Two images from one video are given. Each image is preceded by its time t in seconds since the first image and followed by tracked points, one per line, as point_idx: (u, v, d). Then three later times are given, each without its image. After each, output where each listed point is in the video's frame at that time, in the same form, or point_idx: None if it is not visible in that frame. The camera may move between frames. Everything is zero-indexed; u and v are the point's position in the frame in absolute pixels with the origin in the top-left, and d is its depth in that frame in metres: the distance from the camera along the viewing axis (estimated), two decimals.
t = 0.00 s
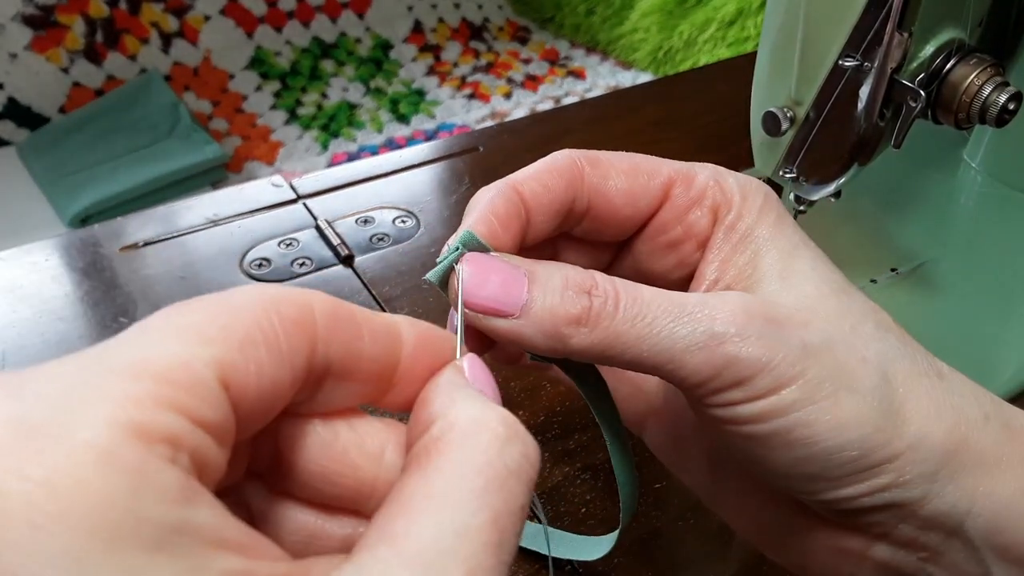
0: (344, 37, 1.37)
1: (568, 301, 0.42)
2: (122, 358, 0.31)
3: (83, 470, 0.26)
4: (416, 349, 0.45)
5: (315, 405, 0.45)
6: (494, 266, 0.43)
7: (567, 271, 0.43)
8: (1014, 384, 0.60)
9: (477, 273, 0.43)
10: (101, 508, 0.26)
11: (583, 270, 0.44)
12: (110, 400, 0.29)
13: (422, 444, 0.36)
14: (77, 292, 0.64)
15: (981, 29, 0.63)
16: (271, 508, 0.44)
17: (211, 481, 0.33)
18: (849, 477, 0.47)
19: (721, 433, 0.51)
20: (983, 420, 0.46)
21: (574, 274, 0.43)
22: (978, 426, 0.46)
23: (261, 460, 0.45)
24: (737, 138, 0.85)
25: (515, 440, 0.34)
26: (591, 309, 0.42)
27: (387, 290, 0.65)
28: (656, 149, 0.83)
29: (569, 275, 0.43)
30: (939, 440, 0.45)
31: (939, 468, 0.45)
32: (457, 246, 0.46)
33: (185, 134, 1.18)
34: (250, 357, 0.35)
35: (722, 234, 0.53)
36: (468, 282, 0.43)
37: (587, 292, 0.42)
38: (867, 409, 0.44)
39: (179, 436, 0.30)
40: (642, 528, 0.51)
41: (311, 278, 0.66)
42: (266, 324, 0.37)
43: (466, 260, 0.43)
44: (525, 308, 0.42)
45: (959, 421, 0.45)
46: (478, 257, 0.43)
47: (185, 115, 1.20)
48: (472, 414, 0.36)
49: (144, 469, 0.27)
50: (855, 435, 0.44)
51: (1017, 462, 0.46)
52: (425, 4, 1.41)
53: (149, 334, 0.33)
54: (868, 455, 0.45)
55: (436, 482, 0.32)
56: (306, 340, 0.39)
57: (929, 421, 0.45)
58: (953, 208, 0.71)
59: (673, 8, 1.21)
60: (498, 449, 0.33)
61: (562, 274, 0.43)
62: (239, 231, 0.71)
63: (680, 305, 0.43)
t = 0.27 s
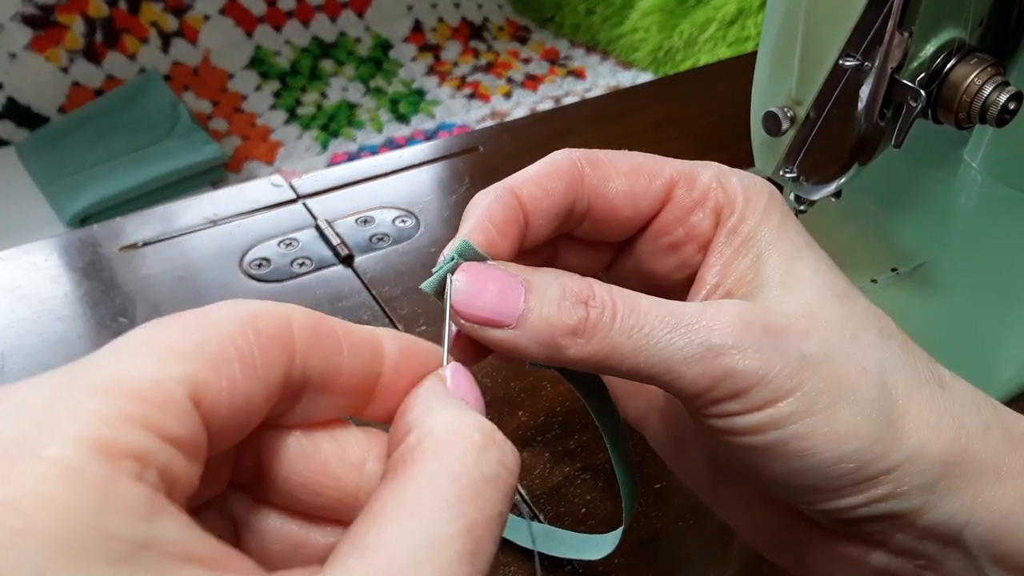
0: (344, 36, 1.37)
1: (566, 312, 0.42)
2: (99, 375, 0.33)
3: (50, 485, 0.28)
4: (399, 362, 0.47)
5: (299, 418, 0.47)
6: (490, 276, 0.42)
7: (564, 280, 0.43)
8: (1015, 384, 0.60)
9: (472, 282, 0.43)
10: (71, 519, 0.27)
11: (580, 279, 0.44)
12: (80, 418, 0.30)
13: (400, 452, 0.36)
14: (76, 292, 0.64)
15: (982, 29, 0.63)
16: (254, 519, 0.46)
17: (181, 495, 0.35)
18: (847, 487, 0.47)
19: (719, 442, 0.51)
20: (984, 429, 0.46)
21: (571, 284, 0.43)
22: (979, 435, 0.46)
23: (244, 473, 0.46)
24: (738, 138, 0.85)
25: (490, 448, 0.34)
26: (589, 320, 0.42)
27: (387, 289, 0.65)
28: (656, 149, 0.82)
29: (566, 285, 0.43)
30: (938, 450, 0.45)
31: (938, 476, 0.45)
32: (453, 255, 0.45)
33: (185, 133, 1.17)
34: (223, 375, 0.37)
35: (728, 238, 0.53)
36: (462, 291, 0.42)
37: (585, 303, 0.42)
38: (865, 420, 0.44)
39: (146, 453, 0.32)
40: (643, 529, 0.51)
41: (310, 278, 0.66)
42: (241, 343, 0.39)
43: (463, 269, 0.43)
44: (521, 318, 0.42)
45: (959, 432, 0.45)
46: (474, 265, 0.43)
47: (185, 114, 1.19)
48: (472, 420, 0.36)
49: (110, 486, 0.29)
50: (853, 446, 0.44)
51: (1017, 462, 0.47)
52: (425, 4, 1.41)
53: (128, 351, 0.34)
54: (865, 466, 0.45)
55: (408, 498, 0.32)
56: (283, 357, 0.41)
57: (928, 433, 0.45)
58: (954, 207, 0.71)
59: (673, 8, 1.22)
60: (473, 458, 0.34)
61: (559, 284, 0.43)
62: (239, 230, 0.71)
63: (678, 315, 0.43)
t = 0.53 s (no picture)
0: (344, 36, 1.36)
1: (565, 324, 0.42)
2: (104, 380, 0.31)
3: (65, 497, 0.26)
4: (401, 369, 0.46)
5: (300, 425, 0.46)
6: (490, 290, 0.43)
7: (564, 291, 0.43)
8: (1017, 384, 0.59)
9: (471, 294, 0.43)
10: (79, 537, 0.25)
11: (580, 290, 0.44)
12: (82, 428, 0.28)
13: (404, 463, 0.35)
14: (76, 292, 0.64)
15: (982, 29, 0.63)
16: (259, 525, 0.46)
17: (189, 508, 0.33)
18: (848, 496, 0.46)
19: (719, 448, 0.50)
20: (987, 439, 0.45)
21: (571, 296, 0.43)
22: (982, 446, 0.45)
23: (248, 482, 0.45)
24: (737, 138, 0.84)
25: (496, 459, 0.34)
26: (587, 330, 0.42)
27: (387, 289, 0.65)
28: (656, 149, 0.82)
29: (566, 297, 0.43)
30: (941, 459, 0.44)
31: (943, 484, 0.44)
32: (450, 267, 0.45)
33: (185, 134, 1.18)
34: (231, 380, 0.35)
35: (734, 244, 0.52)
36: (463, 305, 0.43)
37: (584, 314, 0.42)
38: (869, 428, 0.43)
39: (155, 462, 0.30)
40: (642, 529, 0.51)
41: (310, 278, 0.66)
42: (246, 346, 0.37)
43: (463, 281, 0.43)
44: (520, 330, 0.42)
45: (962, 442, 0.45)
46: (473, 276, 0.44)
47: (185, 115, 1.20)
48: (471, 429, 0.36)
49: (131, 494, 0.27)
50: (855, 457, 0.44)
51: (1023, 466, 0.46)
52: (425, 3, 1.40)
53: (131, 356, 0.32)
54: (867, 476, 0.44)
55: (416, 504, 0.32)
56: (289, 362, 0.40)
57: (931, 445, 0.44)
58: (954, 207, 0.71)
59: (673, 8, 1.22)
60: (478, 467, 0.33)
61: (559, 295, 0.43)
62: (238, 231, 0.70)
63: (677, 326, 0.43)
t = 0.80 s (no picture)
0: (344, 36, 1.36)
1: (555, 331, 0.42)
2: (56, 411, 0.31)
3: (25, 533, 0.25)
4: (382, 379, 0.48)
5: (276, 435, 0.46)
6: (477, 294, 0.42)
7: (556, 297, 0.43)
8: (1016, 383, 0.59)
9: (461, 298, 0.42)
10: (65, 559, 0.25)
11: (570, 297, 0.43)
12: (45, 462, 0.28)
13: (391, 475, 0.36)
14: (76, 292, 0.64)
15: (982, 29, 0.63)
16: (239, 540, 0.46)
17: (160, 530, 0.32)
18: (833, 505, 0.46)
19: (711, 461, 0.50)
20: (976, 451, 0.46)
21: (562, 303, 0.43)
22: (971, 458, 0.45)
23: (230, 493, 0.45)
24: (737, 138, 0.85)
25: (482, 475, 0.34)
26: (576, 339, 0.42)
27: (387, 289, 0.65)
28: (656, 149, 0.83)
29: (556, 304, 0.42)
30: (928, 471, 0.44)
31: (928, 493, 0.45)
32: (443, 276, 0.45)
33: (185, 134, 1.18)
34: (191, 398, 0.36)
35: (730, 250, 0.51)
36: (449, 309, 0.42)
37: (574, 321, 0.42)
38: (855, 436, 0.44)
39: (115, 492, 0.29)
40: (642, 529, 0.51)
41: (310, 278, 0.66)
42: (204, 363, 0.37)
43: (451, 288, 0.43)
44: (509, 336, 0.42)
45: (950, 455, 0.45)
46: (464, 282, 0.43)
47: (185, 114, 1.20)
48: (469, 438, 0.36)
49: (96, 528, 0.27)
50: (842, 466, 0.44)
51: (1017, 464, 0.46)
52: (425, 3, 1.40)
53: (86, 383, 0.33)
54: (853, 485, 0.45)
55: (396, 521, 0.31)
56: (252, 376, 0.40)
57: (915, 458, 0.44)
58: (954, 207, 0.71)
59: (673, 8, 1.22)
60: (466, 484, 0.34)
61: (550, 301, 0.42)
62: (239, 231, 0.71)
63: (664, 335, 0.43)
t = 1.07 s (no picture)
0: (344, 36, 1.37)
1: (555, 345, 0.42)
2: (105, 416, 0.31)
3: (64, 534, 0.26)
4: (398, 398, 0.47)
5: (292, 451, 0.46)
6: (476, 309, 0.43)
7: (556, 310, 0.43)
8: (1016, 383, 0.59)
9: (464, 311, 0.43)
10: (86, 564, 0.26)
11: (572, 309, 0.44)
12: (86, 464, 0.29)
13: (403, 490, 0.36)
14: (77, 292, 0.65)
15: (981, 29, 0.63)
16: (259, 553, 0.46)
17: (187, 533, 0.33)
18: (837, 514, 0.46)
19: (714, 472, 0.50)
20: (979, 461, 0.46)
21: (563, 315, 0.43)
22: (973, 467, 0.45)
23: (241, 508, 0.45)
24: (737, 138, 0.85)
25: (492, 486, 0.34)
26: (577, 352, 0.42)
27: (387, 289, 0.65)
28: (655, 149, 0.83)
29: (557, 317, 0.43)
30: (930, 481, 0.44)
31: (930, 502, 0.45)
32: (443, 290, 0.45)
33: (185, 134, 1.18)
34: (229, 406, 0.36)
35: (732, 259, 0.52)
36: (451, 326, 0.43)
37: (574, 335, 0.43)
38: (858, 448, 0.43)
39: (152, 494, 0.30)
40: (642, 528, 0.51)
41: (311, 278, 0.66)
42: (242, 372, 0.38)
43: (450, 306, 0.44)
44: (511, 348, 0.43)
45: (952, 464, 0.45)
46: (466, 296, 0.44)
47: (186, 115, 1.20)
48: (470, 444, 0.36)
49: (129, 533, 0.28)
50: (845, 478, 0.44)
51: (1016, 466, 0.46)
52: (425, 4, 1.41)
53: (133, 389, 0.33)
54: (857, 496, 0.45)
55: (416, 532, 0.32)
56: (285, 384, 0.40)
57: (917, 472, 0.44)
58: (953, 207, 0.72)
59: (673, 8, 1.22)
60: (476, 495, 0.34)
61: (550, 314, 0.43)
62: (240, 231, 0.71)
63: (666, 347, 0.43)
